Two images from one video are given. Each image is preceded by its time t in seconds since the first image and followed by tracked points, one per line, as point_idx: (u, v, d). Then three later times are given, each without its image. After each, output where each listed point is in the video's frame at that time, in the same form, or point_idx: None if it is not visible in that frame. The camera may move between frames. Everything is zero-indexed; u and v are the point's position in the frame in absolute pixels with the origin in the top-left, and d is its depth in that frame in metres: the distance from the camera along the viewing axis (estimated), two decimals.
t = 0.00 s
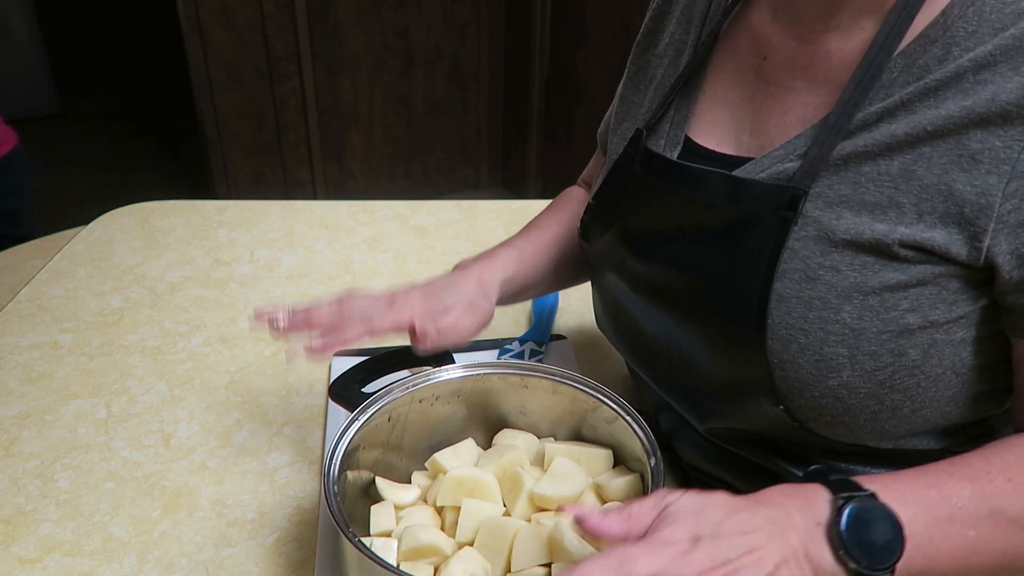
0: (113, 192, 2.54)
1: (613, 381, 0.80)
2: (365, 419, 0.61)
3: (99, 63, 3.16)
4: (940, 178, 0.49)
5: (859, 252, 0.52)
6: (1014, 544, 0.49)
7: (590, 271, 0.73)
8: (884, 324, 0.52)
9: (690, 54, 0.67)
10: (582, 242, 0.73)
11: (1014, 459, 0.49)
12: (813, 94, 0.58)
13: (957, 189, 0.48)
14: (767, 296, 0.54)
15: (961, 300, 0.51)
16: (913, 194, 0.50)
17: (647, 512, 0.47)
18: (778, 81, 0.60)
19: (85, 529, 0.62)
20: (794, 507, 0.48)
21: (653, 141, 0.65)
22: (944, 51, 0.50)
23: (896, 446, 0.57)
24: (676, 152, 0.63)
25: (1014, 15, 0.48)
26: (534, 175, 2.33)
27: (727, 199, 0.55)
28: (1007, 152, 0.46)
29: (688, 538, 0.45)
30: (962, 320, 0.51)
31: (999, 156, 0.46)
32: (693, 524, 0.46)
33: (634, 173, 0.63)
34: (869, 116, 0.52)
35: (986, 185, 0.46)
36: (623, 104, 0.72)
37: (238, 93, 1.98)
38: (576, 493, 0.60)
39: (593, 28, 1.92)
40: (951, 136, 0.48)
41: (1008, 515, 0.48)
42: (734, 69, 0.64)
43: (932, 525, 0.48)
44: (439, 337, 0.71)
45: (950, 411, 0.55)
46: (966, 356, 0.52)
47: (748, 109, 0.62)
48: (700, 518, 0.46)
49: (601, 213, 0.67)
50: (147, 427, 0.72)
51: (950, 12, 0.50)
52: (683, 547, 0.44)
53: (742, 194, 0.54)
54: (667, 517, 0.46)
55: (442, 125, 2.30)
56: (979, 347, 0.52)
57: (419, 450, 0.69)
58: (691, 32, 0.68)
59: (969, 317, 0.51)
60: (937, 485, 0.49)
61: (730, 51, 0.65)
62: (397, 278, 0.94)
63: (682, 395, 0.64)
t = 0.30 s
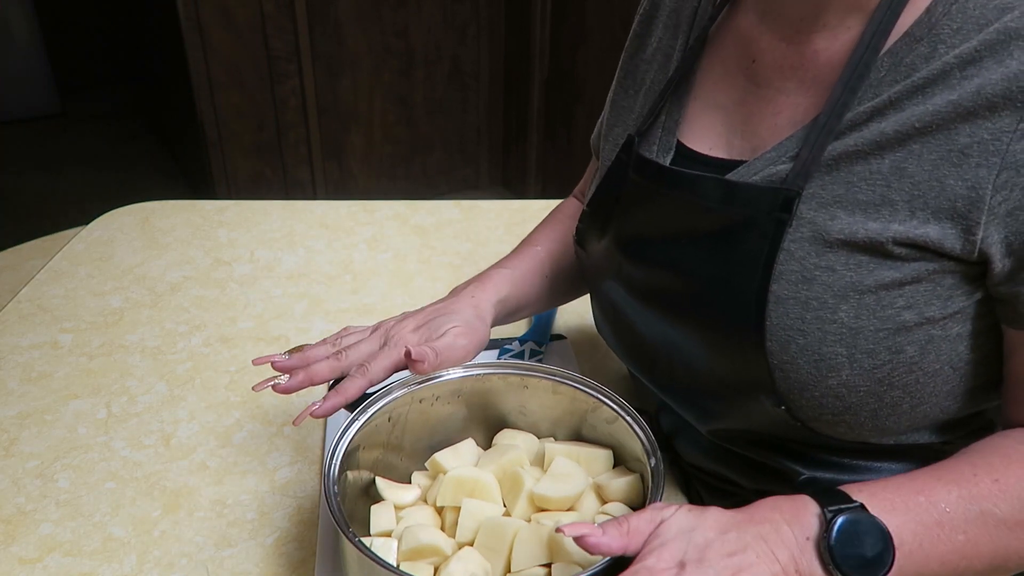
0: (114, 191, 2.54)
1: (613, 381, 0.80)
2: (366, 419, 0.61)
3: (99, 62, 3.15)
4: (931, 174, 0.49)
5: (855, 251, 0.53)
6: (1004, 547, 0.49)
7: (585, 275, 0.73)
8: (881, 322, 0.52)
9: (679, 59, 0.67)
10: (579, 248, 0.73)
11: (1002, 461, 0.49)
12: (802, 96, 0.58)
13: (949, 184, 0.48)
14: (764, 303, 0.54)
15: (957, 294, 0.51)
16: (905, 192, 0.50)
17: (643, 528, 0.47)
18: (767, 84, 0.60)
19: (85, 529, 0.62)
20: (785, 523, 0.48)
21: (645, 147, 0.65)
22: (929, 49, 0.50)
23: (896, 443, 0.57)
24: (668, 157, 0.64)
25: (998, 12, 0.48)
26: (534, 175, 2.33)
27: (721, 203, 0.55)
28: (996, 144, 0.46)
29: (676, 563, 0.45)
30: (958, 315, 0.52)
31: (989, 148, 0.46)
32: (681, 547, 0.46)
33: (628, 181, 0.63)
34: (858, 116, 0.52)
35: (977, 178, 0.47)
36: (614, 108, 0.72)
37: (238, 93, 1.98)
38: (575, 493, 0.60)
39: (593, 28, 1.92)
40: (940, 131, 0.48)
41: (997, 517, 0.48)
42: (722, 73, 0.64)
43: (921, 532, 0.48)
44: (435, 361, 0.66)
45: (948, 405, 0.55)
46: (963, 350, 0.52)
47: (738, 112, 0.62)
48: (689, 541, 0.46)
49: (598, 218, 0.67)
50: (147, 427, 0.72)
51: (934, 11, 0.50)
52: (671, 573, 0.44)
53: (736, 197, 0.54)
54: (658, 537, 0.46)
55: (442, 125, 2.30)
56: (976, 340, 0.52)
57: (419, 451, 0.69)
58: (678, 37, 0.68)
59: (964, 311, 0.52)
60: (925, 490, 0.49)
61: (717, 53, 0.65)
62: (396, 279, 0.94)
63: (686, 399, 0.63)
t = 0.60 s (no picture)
0: (113, 191, 2.54)
1: (612, 381, 0.80)
2: (366, 419, 0.61)
3: (99, 63, 3.15)
4: (934, 169, 0.49)
5: (858, 246, 0.52)
6: (1005, 547, 0.49)
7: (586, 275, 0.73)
8: (885, 316, 0.52)
9: (677, 58, 0.67)
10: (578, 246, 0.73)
11: (1001, 461, 0.49)
12: (801, 95, 0.58)
13: (952, 179, 0.48)
14: (769, 297, 0.54)
15: (960, 288, 0.51)
16: (908, 186, 0.50)
17: (643, 528, 0.47)
18: (766, 83, 0.60)
19: (85, 529, 0.62)
20: (785, 525, 0.48)
21: (646, 146, 0.65)
22: (931, 45, 0.50)
23: (900, 437, 0.57)
24: (669, 155, 0.63)
25: (999, 8, 0.48)
26: (534, 175, 2.33)
27: (723, 200, 0.55)
28: (999, 139, 0.46)
29: (677, 564, 0.45)
30: (961, 309, 0.51)
31: (991, 143, 0.46)
32: (682, 548, 0.46)
33: (628, 178, 0.63)
34: (860, 112, 0.52)
35: (980, 173, 0.47)
36: (611, 108, 0.72)
37: (238, 93, 1.98)
38: (576, 493, 0.60)
39: (593, 28, 1.93)
40: (943, 126, 0.48)
41: (998, 517, 0.48)
42: (720, 73, 0.64)
43: (921, 533, 0.48)
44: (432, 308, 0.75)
45: (952, 398, 0.55)
46: (966, 344, 0.52)
47: (737, 111, 0.62)
48: (690, 542, 0.46)
49: (595, 220, 0.67)
50: (147, 427, 0.72)
51: (935, 8, 0.50)
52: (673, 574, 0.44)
53: (738, 194, 0.54)
54: (659, 538, 0.46)
55: (442, 125, 2.30)
56: (979, 334, 0.52)
57: (419, 451, 0.69)
58: (675, 36, 0.68)
59: (968, 305, 0.51)
60: (924, 490, 0.49)
61: (714, 54, 0.65)
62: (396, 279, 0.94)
63: (692, 398, 0.63)
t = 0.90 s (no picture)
0: (113, 191, 2.54)
1: (613, 381, 0.80)
2: (366, 419, 0.61)
3: (99, 63, 3.15)
4: (943, 170, 0.49)
5: (868, 247, 0.52)
6: (1003, 546, 0.49)
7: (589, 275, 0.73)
8: (896, 317, 0.52)
9: (681, 59, 0.66)
10: (582, 247, 0.73)
11: (1000, 461, 0.49)
12: (807, 94, 0.58)
13: (962, 180, 0.48)
14: (777, 298, 0.54)
15: (969, 288, 0.51)
16: (918, 188, 0.50)
17: (642, 530, 0.47)
18: (770, 84, 0.60)
19: (85, 529, 0.62)
20: (786, 526, 0.48)
21: (650, 147, 0.64)
22: (940, 48, 0.50)
23: (906, 436, 0.57)
24: (674, 156, 0.63)
25: (1007, 12, 0.49)
26: (533, 175, 2.33)
27: (728, 201, 0.55)
28: (1008, 141, 0.46)
29: (677, 565, 0.45)
30: (970, 309, 0.52)
31: (1000, 145, 0.47)
32: (683, 549, 0.46)
33: (634, 180, 0.63)
34: (869, 114, 0.52)
35: (989, 174, 0.47)
36: (614, 109, 0.71)
37: (238, 93, 1.98)
38: (576, 493, 0.60)
39: (594, 28, 1.93)
40: (952, 128, 0.48)
41: (997, 516, 0.48)
42: (724, 73, 0.64)
43: (920, 534, 0.48)
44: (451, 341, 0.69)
45: (958, 397, 0.55)
46: (974, 344, 0.53)
47: (742, 110, 0.62)
48: (690, 543, 0.46)
49: (601, 221, 0.67)
50: (147, 427, 0.72)
51: (943, 11, 0.50)
52: None
53: (745, 196, 0.54)
54: (659, 539, 0.46)
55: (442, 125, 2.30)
56: (985, 333, 0.53)
57: (419, 451, 0.69)
58: (679, 37, 0.67)
59: (977, 305, 0.52)
60: (923, 491, 0.49)
61: (718, 55, 0.65)
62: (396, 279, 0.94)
63: (693, 398, 0.63)
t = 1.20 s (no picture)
0: (113, 191, 2.54)
1: (612, 381, 0.80)
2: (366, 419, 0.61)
3: (99, 63, 3.15)
4: (938, 171, 0.49)
5: (863, 248, 0.52)
6: (1004, 551, 0.49)
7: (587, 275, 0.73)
8: (891, 317, 0.52)
9: (678, 59, 0.66)
10: (578, 249, 0.73)
11: (1000, 465, 0.49)
12: (805, 95, 0.58)
13: (956, 182, 0.48)
14: (774, 300, 0.54)
15: (964, 289, 0.51)
16: (913, 189, 0.50)
17: (640, 533, 0.47)
18: (768, 85, 0.60)
19: (85, 529, 0.62)
20: (788, 532, 0.48)
21: (647, 146, 0.65)
22: (936, 51, 0.50)
23: (904, 435, 0.57)
24: (671, 156, 0.63)
25: (1003, 15, 0.49)
26: (534, 175, 2.33)
27: (727, 201, 0.55)
28: (1001, 143, 0.46)
29: (681, 567, 0.45)
30: (966, 309, 0.52)
31: (994, 147, 0.46)
32: (685, 552, 0.46)
33: (630, 178, 0.63)
34: (864, 115, 0.52)
35: (983, 176, 0.47)
36: (611, 109, 0.71)
37: (237, 93, 1.98)
38: (576, 494, 0.60)
39: (594, 29, 1.93)
40: (946, 130, 0.48)
41: (999, 520, 0.48)
42: (723, 73, 0.64)
43: (920, 539, 0.48)
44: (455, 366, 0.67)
45: (954, 397, 0.55)
46: (970, 345, 0.53)
47: (739, 111, 0.62)
48: (692, 546, 0.46)
49: (598, 220, 0.67)
50: (147, 427, 0.72)
51: (940, 14, 0.50)
52: None
53: (742, 195, 0.54)
54: (660, 542, 0.46)
55: (442, 125, 2.30)
56: (982, 334, 0.52)
57: (419, 451, 0.69)
58: (677, 36, 0.67)
59: (974, 306, 0.52)
60: (923, 496, 0.49)
61: (715, 54, 0.65)
62: (396, 279, 0.94)
63: (693, 398, 0.63)
